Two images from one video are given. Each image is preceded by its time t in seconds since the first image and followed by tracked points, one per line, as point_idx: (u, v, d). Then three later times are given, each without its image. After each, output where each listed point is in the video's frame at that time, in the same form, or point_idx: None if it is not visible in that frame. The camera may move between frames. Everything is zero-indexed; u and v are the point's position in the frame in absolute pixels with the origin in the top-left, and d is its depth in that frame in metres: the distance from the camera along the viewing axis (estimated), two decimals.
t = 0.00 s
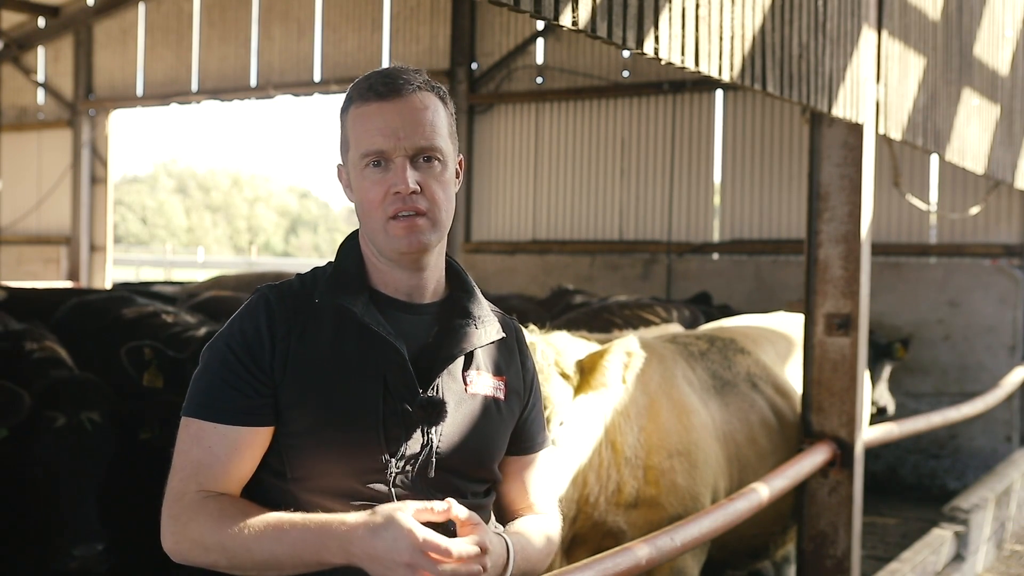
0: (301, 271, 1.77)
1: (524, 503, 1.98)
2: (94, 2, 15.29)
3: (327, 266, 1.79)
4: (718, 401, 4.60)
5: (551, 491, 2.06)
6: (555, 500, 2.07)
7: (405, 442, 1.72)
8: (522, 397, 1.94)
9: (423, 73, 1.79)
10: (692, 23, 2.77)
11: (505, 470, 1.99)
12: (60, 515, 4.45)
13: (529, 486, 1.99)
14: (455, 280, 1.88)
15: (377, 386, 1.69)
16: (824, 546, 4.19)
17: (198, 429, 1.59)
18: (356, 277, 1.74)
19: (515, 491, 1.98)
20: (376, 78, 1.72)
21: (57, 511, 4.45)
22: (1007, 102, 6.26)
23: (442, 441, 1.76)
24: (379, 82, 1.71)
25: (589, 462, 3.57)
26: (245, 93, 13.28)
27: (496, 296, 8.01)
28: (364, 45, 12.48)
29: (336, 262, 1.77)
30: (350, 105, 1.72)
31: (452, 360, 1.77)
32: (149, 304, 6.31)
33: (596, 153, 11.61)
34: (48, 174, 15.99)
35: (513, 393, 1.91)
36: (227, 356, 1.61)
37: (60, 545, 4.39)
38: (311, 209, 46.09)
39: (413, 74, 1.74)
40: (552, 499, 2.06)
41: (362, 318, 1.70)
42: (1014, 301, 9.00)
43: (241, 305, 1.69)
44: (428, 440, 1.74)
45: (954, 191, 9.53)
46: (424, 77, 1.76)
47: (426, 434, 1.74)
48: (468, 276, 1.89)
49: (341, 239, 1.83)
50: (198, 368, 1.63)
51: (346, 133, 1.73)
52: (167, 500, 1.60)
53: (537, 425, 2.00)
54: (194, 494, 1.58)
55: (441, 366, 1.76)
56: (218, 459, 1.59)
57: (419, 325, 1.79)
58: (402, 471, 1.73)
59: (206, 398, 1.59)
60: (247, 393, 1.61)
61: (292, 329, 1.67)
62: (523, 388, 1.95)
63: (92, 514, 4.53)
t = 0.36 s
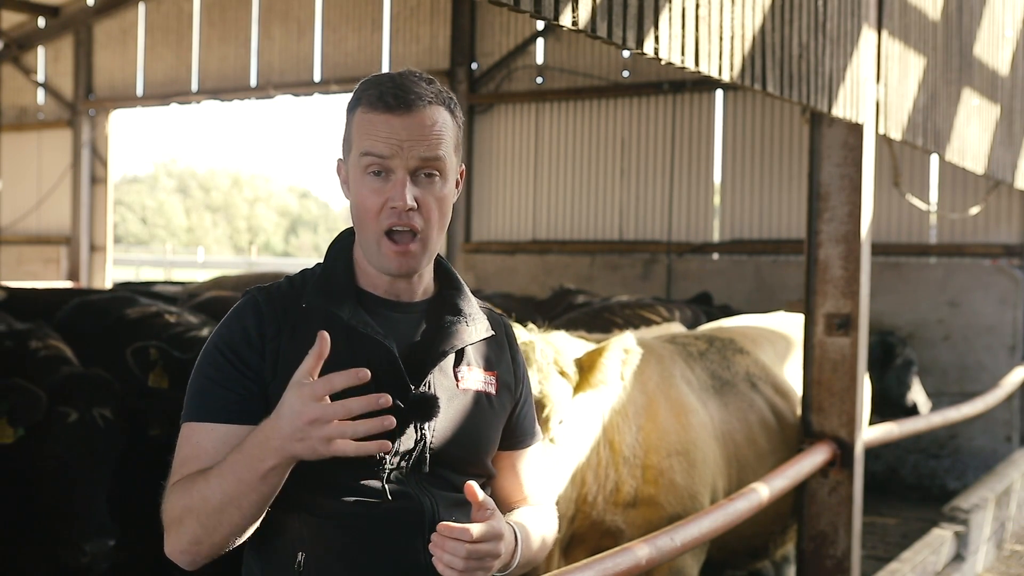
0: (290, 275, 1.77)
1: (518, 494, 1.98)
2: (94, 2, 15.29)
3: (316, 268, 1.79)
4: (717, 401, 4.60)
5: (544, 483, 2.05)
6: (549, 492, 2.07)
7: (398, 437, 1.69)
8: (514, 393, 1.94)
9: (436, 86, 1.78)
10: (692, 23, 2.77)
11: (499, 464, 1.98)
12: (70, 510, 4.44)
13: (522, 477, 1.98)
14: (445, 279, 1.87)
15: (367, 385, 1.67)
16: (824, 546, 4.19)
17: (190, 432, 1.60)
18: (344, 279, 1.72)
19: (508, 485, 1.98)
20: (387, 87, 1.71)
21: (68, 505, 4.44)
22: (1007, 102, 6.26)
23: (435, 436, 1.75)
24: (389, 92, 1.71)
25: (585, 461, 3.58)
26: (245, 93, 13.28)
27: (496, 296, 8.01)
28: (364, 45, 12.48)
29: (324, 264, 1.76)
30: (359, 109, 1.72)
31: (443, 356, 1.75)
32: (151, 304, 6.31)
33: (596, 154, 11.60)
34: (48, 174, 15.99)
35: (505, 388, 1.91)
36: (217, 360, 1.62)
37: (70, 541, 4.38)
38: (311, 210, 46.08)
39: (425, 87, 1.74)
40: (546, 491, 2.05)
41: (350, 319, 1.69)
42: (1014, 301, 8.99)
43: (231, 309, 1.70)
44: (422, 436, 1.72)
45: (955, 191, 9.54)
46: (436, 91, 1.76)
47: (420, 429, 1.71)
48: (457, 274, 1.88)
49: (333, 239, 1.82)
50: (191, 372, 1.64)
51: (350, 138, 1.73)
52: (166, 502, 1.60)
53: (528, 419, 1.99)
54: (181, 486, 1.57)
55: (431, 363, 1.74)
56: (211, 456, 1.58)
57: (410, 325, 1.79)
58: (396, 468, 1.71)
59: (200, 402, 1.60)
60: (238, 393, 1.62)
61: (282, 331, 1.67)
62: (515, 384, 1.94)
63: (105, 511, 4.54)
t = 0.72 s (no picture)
0: (296, 274, 1.76)
1: (516, 499, 1.99)
2: (94, 2, 15.28)
3: (322, 268, 1.78)
4: (716, 401, 4.61)
5: (542, 487, 2.06)
6: (547, 495, 2.07)
7: (401, 443, 1.69)
8: (517, 397, 1.93)
9: (449, 88, 1.78)
10: (692, 23, 2.77)
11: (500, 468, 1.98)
12: (71, 507, 4.45)
13: (522, 483, 1.99)
14: (450, 283, 1.86)
15: (372, 391, 1.67)
16: (825, 546, 4.19)
17: (192, 432, 1.59)
18: (349, 283, 1.72)
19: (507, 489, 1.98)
20: (403, 86, 1.71)
21: (71, 502, 4.46)
22: (1007, 102, 6.27)
23: (437, 442, 1.75)
24: (405, 91, 1.71)
25: (583, 461, 3.59)
26: (245, 93, 13.28)
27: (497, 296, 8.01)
28: (364, 45, 12.48)
29: (330, 266, 1.75)
30: (372, 107, 1.71)
31: (447, 362, 1.76)
32: (152, 304, 6.31)
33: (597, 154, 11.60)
34: (48, 174, 15.99)
35: (508, 394, 1.90)
36: (221, 360, 1.62)
37: (71, 538, 4.38)
38: (311, 210, 46.08)
39: (440, 87, 1.74)
40: (544, 495, 2.06)
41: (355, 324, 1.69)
42: (1014, 301, 8.99)
43: (235, 308, 1.69)
44: (424, 441, 1.71)
45: (955, 190, 9.54)
46: (450, 92, 1.76)
47: (422, 435, 1.71)
48: (463, 278, 1.87)
49: (340, 240, 1.82)
50: (194, 372, 1.63)
51: (363, 135, 1.72)
52: (166, 501, 1.60)
53: (528, 425, 1.98)
54: (181, 485, 1.56)
55: (437, 368, 1.74)
56: (211, 457, 1.58)
57: (415, 328, 1.78)
58: (397, 472, 1.71)
59: (203, 403, 1.60)
60: (240, 394, 1.61)
61: (286, 332, 1.66)
62: (518, 389, 1.94)
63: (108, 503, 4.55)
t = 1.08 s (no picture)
0: (303, 271, 1.76)
1: (520, 502, 1.98)
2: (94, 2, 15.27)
3: (330, 265, 1.77)
4: (713, 401, 4.61)
5: (548, 490, 2.05)
6: (553, 498, 2.06)
7: (406, 442, 1.68)
8: (522, 401, 1.93)
9: (440, 78, 1.78)
10: (692, 23, 2.77)
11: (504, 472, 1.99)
12: (72, 509, 4.49)
13: (527, 485, 1.99)
14: (456, 282, 1.86)
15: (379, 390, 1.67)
16: (825, 546, 4.19)
17: (200, 429, 1.59)
18: (358, 279, 1.72)
19: (512, 494, 1.98)
20: (392, 79, 1.71)
21: (73, 503, 4.50)
22: (1007, 102, 6.26)
23: (443, 442, 1.75)
24: (395, 83, 1.70)
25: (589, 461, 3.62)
26: (245, 93, 13.27)
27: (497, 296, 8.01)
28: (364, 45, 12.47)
29: (338, 263, 1.75)
30: (365, 103, 1.71)
31: (454, 362, 1.75)
32: (154, 304, 6.31)
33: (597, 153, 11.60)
34: (48, 174, 15.99)
35: (514, 396, 1.91)
36: (228, 357, 1.61)
37: (73, 539, 4.44)
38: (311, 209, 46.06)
39: (429, 77, 1.73)
40: (550, 497, 2.05)
41: (362, 321, 1.68)
42: (1015, 301, 8.99)
43: (243, 305, 1.68)
44: (430, 442, 1.71)
45: (954, 190, 9.54)
46: (440, 81, 1.76)
47: (427, 435, 1.70)
48: (469, 278, 1.87)
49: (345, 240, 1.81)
50: (202, 369, 1.63)
51: (358, 131, 1.72)
52: (173, 503, 1.61)
53: (533, 427, 1.98)
54: (187, 487, 1.57)
55: (443, 367, 1.74)
56: (219, 457, 1.57)
57: (422, 327, 1.78)
58: (404, 473, 1.71)
59: (210, 400, 1.59)
60: (249, 391, 1.61)
61: (295, 330, 1.66)
62: (523, 391, 1.94)
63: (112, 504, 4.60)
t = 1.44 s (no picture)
0: (300, 272, 1.75)
1: (518, 495, 1.98)
2: (94, 2, 15.25)
3: (325, 265, 1.76)
4: (712, 401, 4.61)
5: (547, 486, 2.05)
6: (552, 493, 2.07)
7: (406, 436, 1.69)
8: (520, 396, 1.93)
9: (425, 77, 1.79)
10: (692, 23, 2.77)
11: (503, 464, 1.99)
12: (73, 507, 4.47)
13: (525, 479, 1.99)
14: (451, 278, 1.86)
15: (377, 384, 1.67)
16: (824, 545, 4.19)
17: (194, 422, 1.57)
18: (354, 277, 1.71)
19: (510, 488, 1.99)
20: (379, 77, 1.71)
21: (74, 500, 4.48)
22: (1006, 102, 6.26)
23: (443, 436, 1.75)
24: (382, 81, 1.71)
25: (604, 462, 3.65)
26: (245, 93, 13.26)
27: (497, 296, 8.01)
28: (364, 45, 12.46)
29: (334, 261, 1.74)
30: (353, 102, 1.71)
31: (451, 355, 1.75)
32: (155, 304, 6.31)
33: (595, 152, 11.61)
34: (48, 174, 16.00)
35: (512, 390, 1.91)
36: (226, 353, 1.60)
37: (73, 538, 4.43)
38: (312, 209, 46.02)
39: (416, 75, 1.74)
40: (549, 492, 2.06)
41: (360, 316, 1.67)
42: (1014, 301, 8.99)
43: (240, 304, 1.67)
44: (430, 435, 1.72)
45: (954, 190, 9.54)
46: (427, 79, 1.77)
47: (427, 429, 1.71)
48: (464, 275, 1.87)
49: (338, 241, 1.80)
50: (200, 367, 1.62)
51: (348, 132, 1.72)
52: (161, 483, 1.56)
53: (531, 421, 1.98)
54: (176, 463, 1.52)
55: (441, 361, 1.74)
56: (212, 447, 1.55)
57: (418, 323, 1.77)
58: (403, 466, 1.70)
59: (206, 394, 1.58)
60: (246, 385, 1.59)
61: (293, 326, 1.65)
62: (521, 385, 1.94)
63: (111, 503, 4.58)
